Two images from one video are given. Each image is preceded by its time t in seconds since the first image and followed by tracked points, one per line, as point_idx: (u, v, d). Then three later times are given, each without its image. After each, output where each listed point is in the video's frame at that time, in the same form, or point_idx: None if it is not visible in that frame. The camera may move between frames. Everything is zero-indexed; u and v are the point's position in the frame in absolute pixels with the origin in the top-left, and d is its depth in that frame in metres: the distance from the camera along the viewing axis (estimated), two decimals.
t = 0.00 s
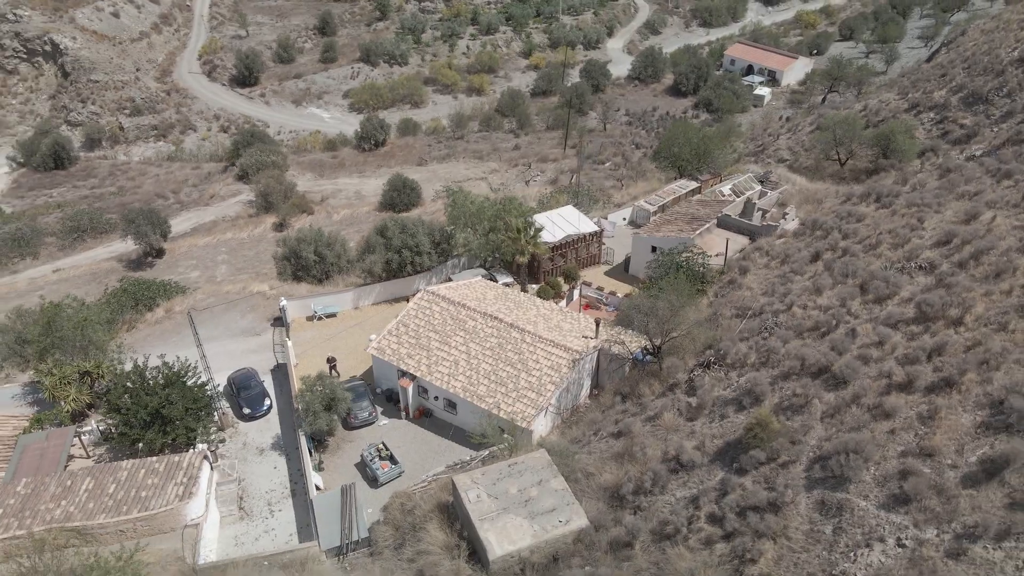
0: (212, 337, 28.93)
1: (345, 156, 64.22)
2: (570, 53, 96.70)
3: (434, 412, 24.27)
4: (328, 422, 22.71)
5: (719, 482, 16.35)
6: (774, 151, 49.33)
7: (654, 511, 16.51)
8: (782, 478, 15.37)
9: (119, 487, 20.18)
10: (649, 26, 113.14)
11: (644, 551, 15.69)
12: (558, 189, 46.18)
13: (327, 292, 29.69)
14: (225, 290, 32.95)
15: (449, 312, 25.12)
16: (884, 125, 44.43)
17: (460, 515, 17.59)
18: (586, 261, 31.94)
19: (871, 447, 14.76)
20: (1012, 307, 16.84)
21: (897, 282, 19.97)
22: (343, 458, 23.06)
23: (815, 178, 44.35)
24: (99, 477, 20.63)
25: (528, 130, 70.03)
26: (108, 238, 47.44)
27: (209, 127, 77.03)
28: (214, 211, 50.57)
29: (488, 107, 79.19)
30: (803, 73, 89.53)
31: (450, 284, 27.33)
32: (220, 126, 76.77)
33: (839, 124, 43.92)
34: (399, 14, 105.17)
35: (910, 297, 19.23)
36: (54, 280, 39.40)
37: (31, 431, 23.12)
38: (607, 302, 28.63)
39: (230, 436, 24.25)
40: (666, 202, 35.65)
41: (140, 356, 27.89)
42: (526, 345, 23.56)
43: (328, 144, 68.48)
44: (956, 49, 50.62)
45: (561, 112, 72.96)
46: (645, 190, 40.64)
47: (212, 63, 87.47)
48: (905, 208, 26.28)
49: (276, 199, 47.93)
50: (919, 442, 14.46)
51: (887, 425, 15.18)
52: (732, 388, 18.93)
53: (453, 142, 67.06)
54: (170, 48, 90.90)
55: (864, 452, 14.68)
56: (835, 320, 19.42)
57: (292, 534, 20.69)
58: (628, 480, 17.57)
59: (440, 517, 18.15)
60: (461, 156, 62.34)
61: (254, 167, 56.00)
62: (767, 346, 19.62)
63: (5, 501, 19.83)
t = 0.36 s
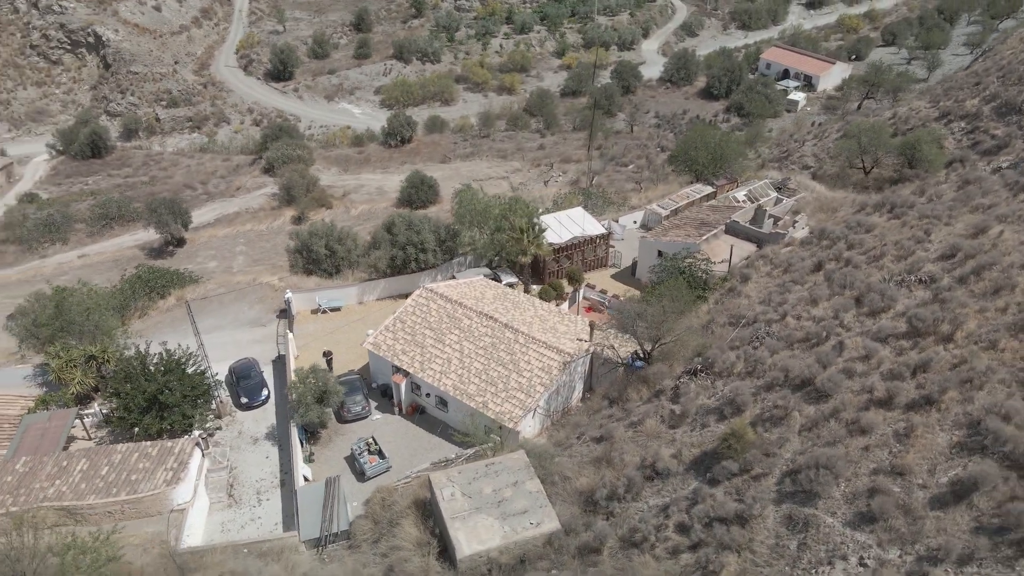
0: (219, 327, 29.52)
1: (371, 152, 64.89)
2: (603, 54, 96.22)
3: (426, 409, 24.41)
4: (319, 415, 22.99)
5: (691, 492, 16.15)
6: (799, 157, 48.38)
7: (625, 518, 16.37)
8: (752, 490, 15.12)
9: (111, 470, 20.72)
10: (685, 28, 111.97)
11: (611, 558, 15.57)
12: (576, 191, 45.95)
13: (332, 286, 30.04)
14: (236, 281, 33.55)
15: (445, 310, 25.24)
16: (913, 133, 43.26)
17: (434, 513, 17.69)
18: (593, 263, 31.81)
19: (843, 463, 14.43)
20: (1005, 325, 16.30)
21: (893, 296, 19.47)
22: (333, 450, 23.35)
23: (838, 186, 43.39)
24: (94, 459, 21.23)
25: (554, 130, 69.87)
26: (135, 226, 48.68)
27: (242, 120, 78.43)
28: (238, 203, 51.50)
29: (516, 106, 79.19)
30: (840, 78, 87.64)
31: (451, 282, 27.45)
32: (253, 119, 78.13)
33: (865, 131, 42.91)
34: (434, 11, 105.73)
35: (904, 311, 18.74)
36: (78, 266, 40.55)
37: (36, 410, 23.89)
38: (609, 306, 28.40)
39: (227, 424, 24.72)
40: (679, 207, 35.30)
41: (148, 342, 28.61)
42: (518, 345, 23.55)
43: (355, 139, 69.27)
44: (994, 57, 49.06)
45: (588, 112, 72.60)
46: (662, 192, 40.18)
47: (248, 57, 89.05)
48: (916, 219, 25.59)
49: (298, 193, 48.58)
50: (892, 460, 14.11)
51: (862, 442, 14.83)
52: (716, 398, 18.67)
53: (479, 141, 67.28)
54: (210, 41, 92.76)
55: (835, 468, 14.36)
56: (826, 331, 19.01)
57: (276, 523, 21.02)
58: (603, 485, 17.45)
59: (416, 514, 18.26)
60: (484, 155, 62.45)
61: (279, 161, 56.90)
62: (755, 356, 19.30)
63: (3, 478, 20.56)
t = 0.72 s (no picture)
0: (228, 316, 30.15)
1: (400, 148, 65.55)
2: (641, 56, 95.48)
3: (419, 405, 24.57)
4: (311, 406, 23.34)
5: (658, 501, 15.97)
6: (828, 166, 47.32)
7: (591, 524, 16.26)
8: (716, 503, 14.88)
9: (106, 450, 21.35)
10: (727, 31, 110.36)
11: (572, 563, 15.49)
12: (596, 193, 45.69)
13: (338, 280, 30.44)
14: (249, 271, 34.21)
15: (442, 308, 25.37)
16: (945, 144, 41.91)
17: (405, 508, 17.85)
18: (600, 266, 31.65)
19: (809, 480, 14.11)
20: (993, 346, 15.75)
21: (887, 311, 18.93)
22: (324, 441, 23.66)
23: (865, 196, 42.29)
24: (91, 438, 21.91)
25: (584, 131, 69.60)
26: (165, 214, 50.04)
27: (279, 114, 79.85)
28: (264, 195, 52.51)
29: (549, 107, 79.04)
30: (884, 85, 85.34)
31: (451, 280, 27.58)
32: (289, 113, 79.51)
33: (894, 140, 41.73)
34: (474, 10, 106.23)
35: (895, 327, 18.21)
36: (106, 251, 41.80)
37: (43, 390, 24.74)
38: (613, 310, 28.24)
39: (225, 411, 25.26)
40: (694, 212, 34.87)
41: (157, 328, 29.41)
42: (510, 346, 23.55)
43: (386, 136, 70.01)
44: None
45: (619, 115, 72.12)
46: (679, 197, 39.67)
47: (288, 52, 90.70)
48: (927, 233, 24.80)
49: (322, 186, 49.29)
50: (857, 479, 13.76)
51: (830, 459, 14.49)
52: (696, 407, 18.41)
53: (508, 140, 67.40)
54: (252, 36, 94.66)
55: (800, 485, 14.06)
56: (813, 344, 18.59)
57: (262, 510, 21.43)
58: (574, 489, 17.36)
59: (392, 508, 18.44)
60: (511, 154, 62.51)
61: (308, 154, 57.88)
62: (740, 366, 18.96)
63: (4, 453, 21.37)
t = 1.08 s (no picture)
0: (236, 306, 30.73)
1: (426, 146, 66.03)
2: (675, 58, 94.57)
3: (412, 401, 24.76)
4: (305, 398, 23.69)
5: (627, 508, 15.85)
6: (853, 174, 46.29)
7: (560, 528, 16.21)
8: (682, 512, 14.73)
9: (102, 433, 21.97)
10: (766, 34, 108.64)
11: (537, 565, 15.48)
12: (614, 196, 45.42)
13: (345, 275, 30.84)
14: (261, 263, 34.80)
15: (439, 306, 25.53)
16: (974, 155, 40.67)
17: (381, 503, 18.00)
18: (607, 270, 31.55)
19: (774, 494, 13.88)
20: (978, 364, 15.28)
21: (878, 325, 18.50)
22: (317, 433, 23.98)
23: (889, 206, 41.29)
24: (91, 421, 22.57)
25: (611, 132, 69.28)
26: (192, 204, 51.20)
27: (311, 109, 80.99)
28: (288, 188, 53.34)
29: (578, 108, 78.79)
30: (924, 93, 83.14)
31: (453, 278, 27.73)
32: (321, 108, 80.60)
33: (921, 150, 40.64)
34: (509, 9, 106.50)
35: (885, 341, 17.78)
36: (129, 239, 42.87)
37: (51, 372, 25.56)
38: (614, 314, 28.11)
39: (224, 399, 25.77)
40: (706, 218, 34.53)
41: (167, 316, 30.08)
42: (503, 346, 23.59)
43: (413, 133, 70.53)
44: None
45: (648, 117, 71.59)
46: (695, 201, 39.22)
47: (323, 48, 91.86)
48: (936, 245, 24.13)
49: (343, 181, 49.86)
50: (822, 495, 13.48)
51: (798, 473, 14.23)
52: (677, 414, 18.22)
53: (533, 140, 67.41)
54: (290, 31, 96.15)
55: (764, 498, 13.84)
56: (799, 356, 18.26)
57: (250, 499, 21.80)
58: (548, 492, 17.32)
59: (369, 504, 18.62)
60: (535, 155, 62.46)
61: (334, 150, 58.71)
62: (724, 375, 18.71)
63: (7, 432, 22.13)
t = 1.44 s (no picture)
0: (247, 296, 31.45)
1: (455, 144, 66.40)
2: (715, 61, 93.29)
3: (405, 396, 24.95)
4: (299, 388, 24.07)
5: (591, 514, 15.77)
6: (882, 184, 45.10)
7: (523, 530, 16.20)
8: (640, 521, 14.61)
9: (102, 414, 22.66)
10: (811, 39, 106.33)
11: (496, 566, 15.51)
12: (633, 200, 45.12)
13: (353, 269, 31.25)
14: (276, 254, 35.59)
15: (436, 303, 25.69)
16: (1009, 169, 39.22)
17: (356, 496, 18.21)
18: (614, 273, 31.34)
19: (732, 506, 13.67)
20: (957, 385, 14.82)
21: (866, 340, 18.04)
22: (310, 424, 24.34)
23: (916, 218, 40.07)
24: (93, 401, 23.36)
25: (642, 135, 68.73)
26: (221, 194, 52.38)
27: (347, 104, 82.10)
28: (315, 182, 54.24)
29: (611, 109, 78.32)
30: (972, 103, 80.45)
31: (454, 276, 27.87)
32: (357, 104, 81.64)
33: (951, 161, 39.36)
34: (549, 9, 106.47)
35: (870, 357, 17.33)
36: (157, 226, 44.11)
37: (62, 352, 26.49)
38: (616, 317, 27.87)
39: (225, 386, 26.33)
40: (720, 224, 34.03)
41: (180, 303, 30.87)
42: (495, 345, 23.63)
43: (444, 130, 70.94)
44: None
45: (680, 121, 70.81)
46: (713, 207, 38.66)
47: (362, 44, 92.95)
48: (945, 260, 23.39)
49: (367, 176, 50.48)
50: (778, 511, 13.23)
51: (759, 488, 13.97)
52: (654, 421, 18.05)
53: (563, 141, 67.24)
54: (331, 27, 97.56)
55: (721, 510, 13.64)
56: (782, 368, 17.92)
57: (238, 485, 22.21)
58: (518, 493, 17.32)
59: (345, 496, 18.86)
60: (563, 155, 62.32)
61: (362, 144, 59.53)
62: (705, 384, 18.46)
63: (13, 408, 23.02)
